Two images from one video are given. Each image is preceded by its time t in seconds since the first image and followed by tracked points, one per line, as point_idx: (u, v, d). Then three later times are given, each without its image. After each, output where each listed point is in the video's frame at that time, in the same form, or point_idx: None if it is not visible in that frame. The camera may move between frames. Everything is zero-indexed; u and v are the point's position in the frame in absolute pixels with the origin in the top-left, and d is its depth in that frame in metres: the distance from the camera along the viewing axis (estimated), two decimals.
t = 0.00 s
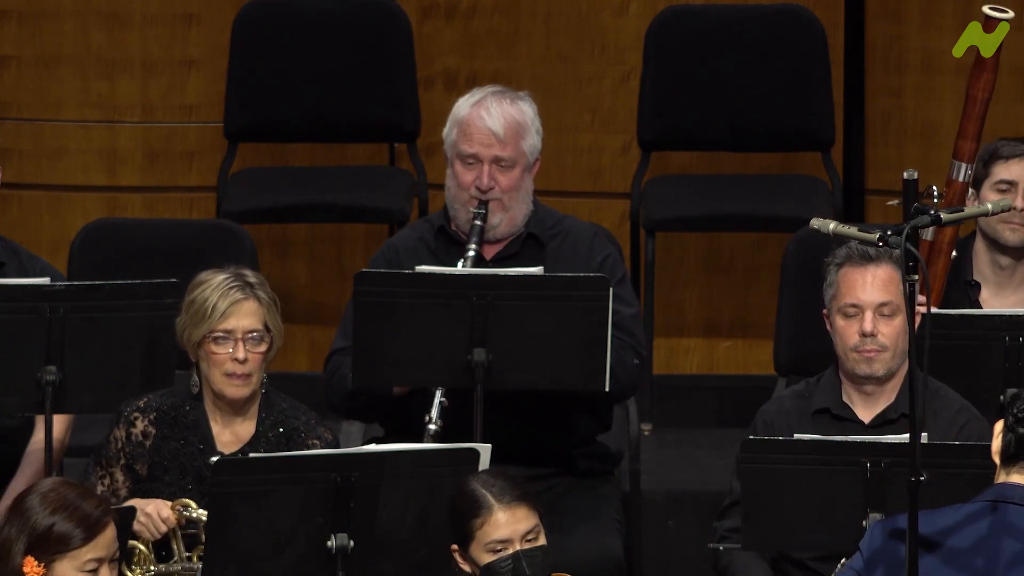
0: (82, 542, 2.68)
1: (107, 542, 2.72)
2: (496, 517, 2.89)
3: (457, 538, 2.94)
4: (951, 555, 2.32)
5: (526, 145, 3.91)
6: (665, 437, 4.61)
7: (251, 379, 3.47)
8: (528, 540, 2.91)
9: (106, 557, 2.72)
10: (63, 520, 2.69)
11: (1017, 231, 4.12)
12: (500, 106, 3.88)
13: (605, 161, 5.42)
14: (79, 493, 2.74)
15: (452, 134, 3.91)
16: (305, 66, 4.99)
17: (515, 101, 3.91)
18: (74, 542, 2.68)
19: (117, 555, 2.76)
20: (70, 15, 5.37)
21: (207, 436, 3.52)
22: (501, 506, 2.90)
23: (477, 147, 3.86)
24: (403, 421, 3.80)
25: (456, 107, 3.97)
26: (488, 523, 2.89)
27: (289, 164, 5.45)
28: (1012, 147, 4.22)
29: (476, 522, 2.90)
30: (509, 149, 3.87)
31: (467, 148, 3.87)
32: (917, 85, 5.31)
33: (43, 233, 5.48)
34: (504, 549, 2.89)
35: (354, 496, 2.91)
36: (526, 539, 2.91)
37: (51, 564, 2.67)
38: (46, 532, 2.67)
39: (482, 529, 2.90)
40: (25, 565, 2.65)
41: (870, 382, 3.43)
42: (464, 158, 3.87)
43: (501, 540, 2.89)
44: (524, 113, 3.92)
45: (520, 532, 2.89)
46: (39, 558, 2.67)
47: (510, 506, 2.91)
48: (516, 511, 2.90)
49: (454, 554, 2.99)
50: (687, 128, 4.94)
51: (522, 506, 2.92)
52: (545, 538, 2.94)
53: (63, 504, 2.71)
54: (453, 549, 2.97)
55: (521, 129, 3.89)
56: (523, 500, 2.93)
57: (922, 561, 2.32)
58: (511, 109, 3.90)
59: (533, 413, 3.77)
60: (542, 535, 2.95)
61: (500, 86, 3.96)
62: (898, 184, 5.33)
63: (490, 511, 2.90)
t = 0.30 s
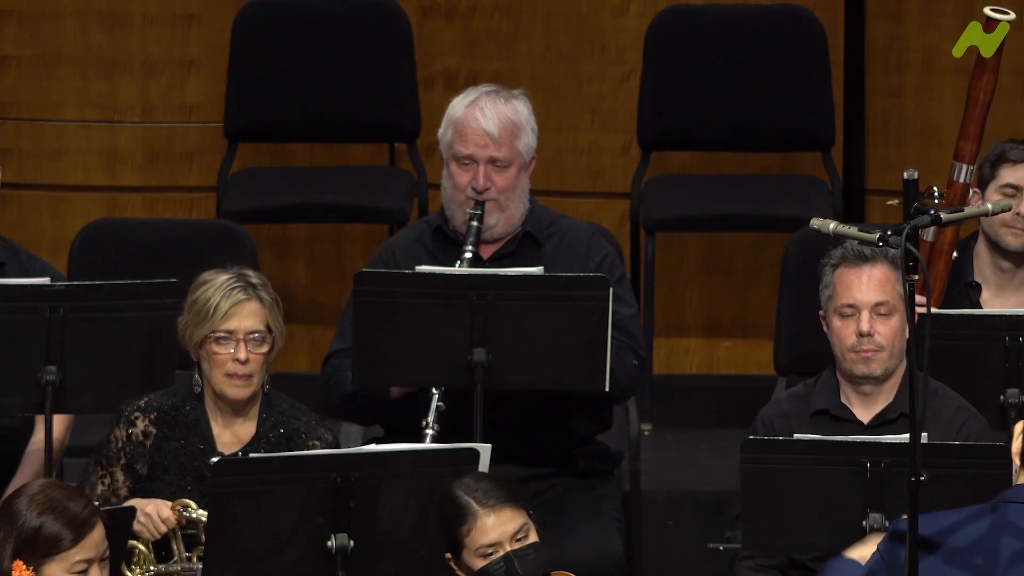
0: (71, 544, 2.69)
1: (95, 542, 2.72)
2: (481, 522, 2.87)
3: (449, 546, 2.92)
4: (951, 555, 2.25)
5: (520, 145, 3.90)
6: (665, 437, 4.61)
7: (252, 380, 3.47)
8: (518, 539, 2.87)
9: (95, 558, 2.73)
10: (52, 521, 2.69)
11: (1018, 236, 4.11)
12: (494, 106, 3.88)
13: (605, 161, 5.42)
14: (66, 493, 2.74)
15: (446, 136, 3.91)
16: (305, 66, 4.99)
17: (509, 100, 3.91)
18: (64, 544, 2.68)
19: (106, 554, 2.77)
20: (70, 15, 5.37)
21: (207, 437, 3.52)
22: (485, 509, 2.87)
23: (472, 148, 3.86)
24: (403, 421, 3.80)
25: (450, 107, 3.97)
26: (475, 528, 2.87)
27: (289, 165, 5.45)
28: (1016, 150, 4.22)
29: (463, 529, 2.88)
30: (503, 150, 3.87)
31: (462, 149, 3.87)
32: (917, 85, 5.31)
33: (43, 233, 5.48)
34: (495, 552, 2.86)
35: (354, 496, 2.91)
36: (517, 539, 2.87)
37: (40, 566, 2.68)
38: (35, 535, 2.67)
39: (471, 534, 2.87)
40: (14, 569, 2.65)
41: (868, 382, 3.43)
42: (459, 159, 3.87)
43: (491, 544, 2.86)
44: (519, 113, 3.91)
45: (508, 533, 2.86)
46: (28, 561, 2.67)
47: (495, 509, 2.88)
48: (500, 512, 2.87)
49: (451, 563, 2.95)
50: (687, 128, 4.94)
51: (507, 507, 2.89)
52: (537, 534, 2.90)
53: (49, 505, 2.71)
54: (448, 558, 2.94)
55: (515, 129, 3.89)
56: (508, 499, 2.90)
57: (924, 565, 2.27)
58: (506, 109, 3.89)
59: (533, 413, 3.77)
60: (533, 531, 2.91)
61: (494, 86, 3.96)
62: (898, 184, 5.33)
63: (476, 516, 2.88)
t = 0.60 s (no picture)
0: (88, 540, 2.69)
1: (112, 540, 2.72)
2: (481, 521, 2.90)
3: (449, 544, 2.95)
4: (952, 557, 2.31)
5: (513, 145, 3.90)
6: (665, 437, 4.61)
7: (250, 379, 3.47)
8: (518, 540, 2.91)
9: (112, 555, 2.73)
10: (68, 519, 2.69)
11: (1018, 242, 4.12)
12: (485, 106, 3.88)
13: (605, 161, 5.42)
14: (82, 492, 2.75)
15: (438, 137, 3.91)
16: (305, 66, 4.99)
17: (501, 100, 3.90)
18: (80, 540, 2.68)
19: (121, 553, 2.77)
20: (70, 15, 5.37)
21: (206, 437, 3.52)
22: (485, 509, 2.91)
23: (464, 149, 3.86)
24: (403, 422, 3.80)
25: (443, 108, 3.97)
26: (475, 527, 2.90)
27: (289, 165, 5.45)
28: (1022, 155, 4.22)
29: (463, 527, 2.91)
30: (494, 150, 3.86)
31: (453, 150, 3.86)
32: (918, 84, 5.31)
33: (43, 233, 5.48)
34: (494, 551, 2.90)
35: (354, 496, 2.91)
36: (516, 539, 2.90)
37: (57, 563, 2.67)
38: (52, 532, 2.67)
39: (470, 533, 2.91)
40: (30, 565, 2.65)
41: (866, 383, 3.43)
42: (451, 160, 3.87)
43: (490, 543, 2.89)
44: (511, 112, 3.91)
45: (508, 532, 2.90)
46: (45, 558, 2.67)
47: (495, 508, 2.91)
48: (501, 512, 2.91)
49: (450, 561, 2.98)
50: (687, 128, 4.94)
51: (507, 506, 2.92)
52: (537, 534, 2.94)
53: (66, 503, 2.71)
54: (447, 556, 2.96)
55: (507, 129, 3.88)
56: (508, 500, 2.94)
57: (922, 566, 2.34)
58: (497, 109, 3.89)
59: (534, 413, 3.77)
60: (534, 533, 2.94)
61: (485, 87, 3.96)
62: (898, 185, 5.33)
63: (477, 515, 2.91)
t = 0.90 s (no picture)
0: (92, 538, 2.70)
1: (117, 538, 2.74)
2: (504, 506, 2.99)
3: (463, 523, 3.03)
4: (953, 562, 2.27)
5: (504, 148, 3.90)
6: (665, 437, 4.61)
7: (250, 380, 3.47)
8: (534, 536, 2.99)
9: (117, 552, 2.74)
10: (72, 518, 2.71)
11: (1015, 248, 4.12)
12: (476, 110, 3.88)
13: (605, 161, 5.42)
14: (85, 491, 2.77)
15: (431, 140, 3.91)
16: (305, 66, 4.99)
17: (493, 104, 3.91)
18: (84, 538, 2.70)
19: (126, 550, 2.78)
20: (70, 15, 5.37)
21: (207, 438, 3.52)
22: (511, 495, 3.00)
23: (454, 152, 3.86)
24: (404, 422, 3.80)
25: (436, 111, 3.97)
26: (497, 510, 2.99)
27: (290, 164, 5.45)
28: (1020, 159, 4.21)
29: (485, 507, 2.99)
30: (485, 154, 3.87)
31: (443, 154, 3.87)
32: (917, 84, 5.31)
33: (43, 233, 5.48)
34: (508, 537, 2.98)
35: (354, 496, 2.91)
36: (531, 534, 2.99)
37: (62, 562, 2.69)
38: (56, 531, 2.69)
39: (491, 514, 2.99)
40: (36, 564, 2.66)
41: (865, 385, 3.43)
42: (442, 163, 3.87)
43: (507, 529, 2.98)
44: (503, 117, 3.92)
45: (526, 525, 2.98)
46: (50, 557, 2.69)
47: (521, 498, 3.00)
48: (526, 503, 2.99)
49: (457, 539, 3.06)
50: (687, 128, 4.94)
51: (532, 500, 3.01)
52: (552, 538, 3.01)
53: (70, 503, 2.73)
54: (457, 534, 3.04)
55: (498, 133, 3.89)
56: (534, 494, 3.03)
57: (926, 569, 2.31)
58: (488, 113, 3.89)
59: (533, 413, 3.77)
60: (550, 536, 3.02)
61: (478, 91, 3.96)
62: (898, 184, 5.32)
63: (501, 499, 3.00)
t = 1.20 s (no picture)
0: (98, 536, 2.67)
1: (124, 536, 2.71)
2: (516, 497, 2.91)
3: (472, 512, 2.93)
4: (952, 561, 2.29)
5: (504, 148, 3.91)
6: (665, 437, 4.61)
7: (249, 379, 3.47)
8: (539, 533, 2.90)
9: (124, 550, 2.71)
10: (78, 517, 2.68)
11: (1007, 247, 4.13)
12: (477, 109, 3.89)
13: (605, 160, 5.42)
14: (91, 490, 2.74)
15: (431, 139, 3.93)
16: (305, 66, 4.99)
17: (495, 105, 3.92)
18: (90, 536, 2.67)
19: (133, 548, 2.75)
20: (70, 15, 5.37)
21: (207, 438, 3.52)
22: (524, 488, 2.92)
23: (453, 150, 3.87)
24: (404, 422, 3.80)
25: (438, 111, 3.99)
26: (508, 500, 2.90)
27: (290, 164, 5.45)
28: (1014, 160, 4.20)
29: (498, 495, 2.91)
30: (484, 152, 3.88)
31: (443, 151, 3.88)
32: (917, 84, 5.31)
33: (43, 233, 5.48)
34: (515, 530, 2.88)
35: (354, 496, 2.91)
36: (538, 532, 2.90)
37: (70, 560, 2.66)
38: (62, 529, 2.66)
39: (500, 504, 2.90)
40: (43, 562, 2.63)
41: (864, 384, 3.43)
42: (441, 161, 3.89)
43: (515, 520, 2.89)
44: (504, 117, 3.93)
45: (534, 521, 2.90)
46: (58, 555, 2.65)
47: (533, 493, 2.92)
48: (539, 499, 2.91)
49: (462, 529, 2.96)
50: (687, 128, 4.94)
51: (543, 498, 2.93)
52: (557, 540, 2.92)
53: (76, 502, 2.70)
54: (464, 523, 2.95)
55: (498, 132, 3.90)
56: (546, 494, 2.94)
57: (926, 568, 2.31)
58: (490, 113, 3.90)
59: (533, 413, 3.77)
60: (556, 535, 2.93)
61: (481, 91, 3.97)
62: (898, 184, 5.32)
63: (515, 490, 2.92)
